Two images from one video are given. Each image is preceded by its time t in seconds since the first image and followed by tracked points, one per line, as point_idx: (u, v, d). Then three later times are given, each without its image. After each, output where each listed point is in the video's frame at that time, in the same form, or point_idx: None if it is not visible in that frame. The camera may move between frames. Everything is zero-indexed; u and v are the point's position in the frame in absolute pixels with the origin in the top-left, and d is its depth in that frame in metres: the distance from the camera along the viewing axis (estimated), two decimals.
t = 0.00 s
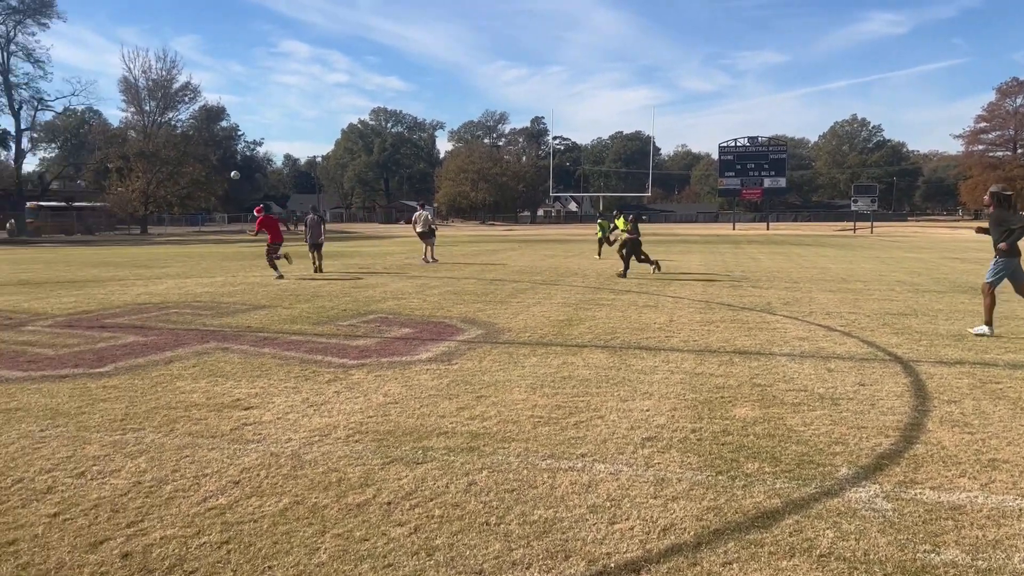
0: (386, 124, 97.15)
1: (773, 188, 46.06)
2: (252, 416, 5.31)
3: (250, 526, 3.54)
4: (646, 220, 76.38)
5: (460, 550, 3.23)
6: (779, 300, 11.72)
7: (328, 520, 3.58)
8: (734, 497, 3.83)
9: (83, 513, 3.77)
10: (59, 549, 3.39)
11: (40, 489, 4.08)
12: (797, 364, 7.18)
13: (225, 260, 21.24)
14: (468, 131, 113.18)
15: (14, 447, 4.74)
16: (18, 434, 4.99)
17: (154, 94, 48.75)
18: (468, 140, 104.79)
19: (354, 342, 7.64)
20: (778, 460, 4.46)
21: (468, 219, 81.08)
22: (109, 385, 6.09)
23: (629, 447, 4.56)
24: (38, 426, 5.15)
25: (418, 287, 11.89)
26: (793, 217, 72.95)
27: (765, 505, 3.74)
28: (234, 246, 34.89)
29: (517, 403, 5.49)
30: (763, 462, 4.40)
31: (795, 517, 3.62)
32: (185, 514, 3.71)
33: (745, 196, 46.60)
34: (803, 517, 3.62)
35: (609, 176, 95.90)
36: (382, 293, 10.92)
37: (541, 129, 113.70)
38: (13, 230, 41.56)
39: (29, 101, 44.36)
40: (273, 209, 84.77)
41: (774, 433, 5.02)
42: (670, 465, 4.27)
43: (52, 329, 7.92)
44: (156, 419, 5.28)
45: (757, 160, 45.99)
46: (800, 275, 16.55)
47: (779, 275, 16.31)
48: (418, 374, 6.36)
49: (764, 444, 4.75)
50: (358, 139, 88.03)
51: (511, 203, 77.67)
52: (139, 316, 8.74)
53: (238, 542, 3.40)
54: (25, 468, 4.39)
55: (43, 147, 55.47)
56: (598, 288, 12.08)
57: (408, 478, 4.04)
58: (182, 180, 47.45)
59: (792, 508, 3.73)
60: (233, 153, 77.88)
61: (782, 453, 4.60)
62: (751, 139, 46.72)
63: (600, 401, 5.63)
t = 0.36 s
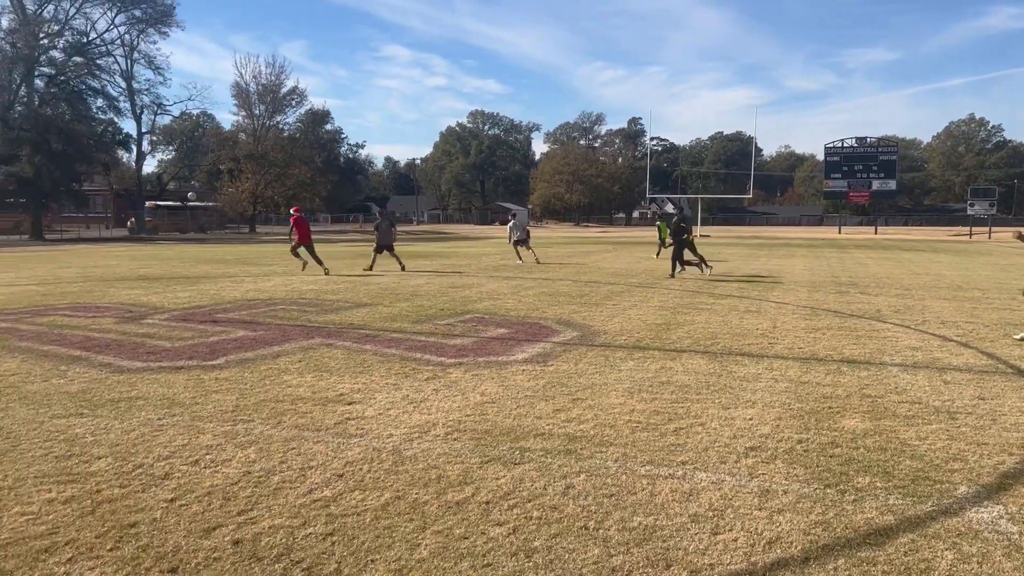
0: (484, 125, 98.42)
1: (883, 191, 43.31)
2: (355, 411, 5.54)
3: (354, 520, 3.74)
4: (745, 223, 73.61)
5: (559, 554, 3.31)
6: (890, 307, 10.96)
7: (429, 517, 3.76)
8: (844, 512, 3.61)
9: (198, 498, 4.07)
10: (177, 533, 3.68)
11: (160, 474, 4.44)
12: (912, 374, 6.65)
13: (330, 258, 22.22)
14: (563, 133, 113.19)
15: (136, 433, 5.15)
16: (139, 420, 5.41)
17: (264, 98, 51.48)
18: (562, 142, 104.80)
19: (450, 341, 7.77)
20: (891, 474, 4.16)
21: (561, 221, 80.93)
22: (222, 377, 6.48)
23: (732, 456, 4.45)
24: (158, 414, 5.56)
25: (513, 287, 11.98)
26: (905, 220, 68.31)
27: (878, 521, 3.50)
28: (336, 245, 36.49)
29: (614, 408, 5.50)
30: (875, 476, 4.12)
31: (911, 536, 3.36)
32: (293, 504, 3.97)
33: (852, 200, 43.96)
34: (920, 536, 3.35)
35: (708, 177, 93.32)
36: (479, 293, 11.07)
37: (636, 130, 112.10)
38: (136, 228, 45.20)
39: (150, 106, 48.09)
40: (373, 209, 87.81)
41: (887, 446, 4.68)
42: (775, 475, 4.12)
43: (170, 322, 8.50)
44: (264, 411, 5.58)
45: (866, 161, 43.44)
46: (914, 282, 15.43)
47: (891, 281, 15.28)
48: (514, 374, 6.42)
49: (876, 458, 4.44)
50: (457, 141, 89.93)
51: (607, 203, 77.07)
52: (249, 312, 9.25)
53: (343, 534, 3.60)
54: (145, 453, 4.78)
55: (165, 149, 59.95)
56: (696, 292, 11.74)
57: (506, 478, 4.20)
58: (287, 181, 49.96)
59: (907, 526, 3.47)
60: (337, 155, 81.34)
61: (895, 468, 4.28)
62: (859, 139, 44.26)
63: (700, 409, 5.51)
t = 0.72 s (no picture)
0: (565, 125, 98.16)
1: (982, 194, 40.37)
2: (430, 409, 5.66)
3: (424, 516, 3.85)
4: (836, 226, 70.30)
5: (628, 559, 3.27)
6: (990, 316, 10.21)
7: (497, 515, 3.81)
8: (929, 528, 3.43)
9: (275, 490, 4.34)
10: (255, 523, 3.92)
11: (241, 464, 4.76)
12: (1011, 386, 6.19)
13: (411, 258, 22.79)
14: (648, 132, 111.32)
15: (219, 424, 5.51)
16: (223, 412, 5.76)
17: (350, 100, 53.14)
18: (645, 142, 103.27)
19: (525, 342, 7.81)
20: (983, 490, 3.90)
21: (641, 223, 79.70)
22: (303, 371, 6.77)
23: (813, 466, 4.31)
24: (241, 406, 5.89)
25: (590, 289, 11.90)
26: (1014, 225, 63.42)
27: (969, 540, 3.29)
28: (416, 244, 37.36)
29: (691, 414, 5.42)
30: (966, 492, 3.88)
31: (1001, 555, 3.17)
32: (365, 498, 4.12)
33: (947, 202, 41.36)
34: (1013, 558, 3.15)
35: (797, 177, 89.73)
36: (555, 294, 11.08)
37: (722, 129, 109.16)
38: (228, 226, 47.68)
39: (243, 108, 50.61)
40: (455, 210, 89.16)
41: (981, 461, 4.37)
42: (855, 488, 3.97)
43: (257, 317, 8.95)
44: (343, 406, 5.80)
45: (963, 163, 40.68)
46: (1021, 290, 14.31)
47: (994, 289, 14.24)
48: (588, 375, 6.44)
49: (969, 473, 4.15)
50: (539, 142, 90.23)
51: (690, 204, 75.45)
52: (331, 309, 9.61)
53: (413, 530, 3.71)
54: (229, 443, 5.14)
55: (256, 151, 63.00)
56: (780, 296, 11.30)
57: (577, 479, 4.21)
58: (371, 182, 51.63)
59: (999, 545, 3.25)
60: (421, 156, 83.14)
61: (988, 484, 4.00)
62: (957, 139, 41.46)
63: (780, 415, 5.35)
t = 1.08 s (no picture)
0: (625, 128, 97.42)
1: None
2: (480, 409, 6.05)
3: (472, 516, 4.25)
4: (902, 232, 67.78)
5: (676, 565, 3.61)
6: None
7: (545, 517, 4.21)
8: (992, 542, 3.64)
9: (326, 486, 4.66)
10: (306, 518, 4.23)
11: (293, 461, 5.06)
12: None
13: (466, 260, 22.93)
14: (707, 135, 109.57)
15: (274, 420, 5.76)
16: (279, 409, 5.99)
17: (411, 104, 54.10)
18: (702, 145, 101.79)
19: (577, 343, 7.86)
20: None
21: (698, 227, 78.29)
22: (358, 370, 6.93)
23: (869, 475, 4.59)
24: (296, 403, 6.11)
25: (645, 292, 11.85)
26: None
27: None
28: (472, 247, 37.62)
29: (745, 419, 5.80)
30: None
31: None
32: (414, 497, 4.51)
33: None
34: None
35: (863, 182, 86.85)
36: (610, 297, 11.04)
37: (781, 133, 106.66)
38: (290, 228, 48.92)
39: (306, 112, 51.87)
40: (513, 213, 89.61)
41: None
42: (916, 499, 4.19)
43: (315, 316, 9.18)
44: (395, 404, 6.12)
45: None
46: None
47: None
48: (642, 380, 6.68)
49: None
50: (596, 145, 89.88)
51: (751, 209, 73.98)
52: (386, 309, 9.78)
53: (460, 529, 4.09)
54: (282, 439, 5.41)
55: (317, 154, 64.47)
56: (842, 302, 11.04)
57: (625, 484, 4.63)
58: (430, 184, 52.26)
59: None
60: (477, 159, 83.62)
61: None
62: None
63: (836, 423, 5.64)
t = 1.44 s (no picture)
0: (660, 133, 96.58)
1: None
2: (513, 416, 6.05)
3: (503, 524, 4.24)
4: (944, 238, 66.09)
5: None
6: None
7: (577, 527, 4.21)
8: None
9: (359, 492, 4.70)
10: (339, 524, 4.27)
11: (327, 466, 5.11)
12: None
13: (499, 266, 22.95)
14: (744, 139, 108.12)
15: (309, 425, 5.82)
16: (313, 414, 6.05)
17: (445, 110, 54.41)
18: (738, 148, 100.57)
19: (611, 351, 7.81)
20: None
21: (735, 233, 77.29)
22: (391, 376, 6.97)
23: (909, 489, 4.61)
24: (331, 408, 6.17)
25: (680, 299, 11.73)
26: None
27: None
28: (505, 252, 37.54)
29: (781, 430, 5.71)
30: None
31: None
32: (446, 504, 4.53)
33: None
34: None
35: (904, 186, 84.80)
36: (644, 304, 10.97)
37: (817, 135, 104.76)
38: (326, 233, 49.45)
39: (342, 119, 52.40)
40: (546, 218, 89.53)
41: None
42: (956, 513, 4.26)
43: (349, 322, 9.26)
44: (428, 411, 6.14)
45: None
46: None
47: None
48: (676, 389, 6.60)
49: None
50: (631, 150, 89.44)
51: (789, 215, 72.81)
52: (420, 315, 9.81)
53: (491, 537, 4.09)
54: (316, 445, 5.47)
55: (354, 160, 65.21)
56: (882, 310, 10.79)
57: (658, 495, 4.60)
58: (465, 190, 52.24)
59: None
60: (511, 164, 83.59)
61: None
62: None
63: (875, 435, 5.55)
